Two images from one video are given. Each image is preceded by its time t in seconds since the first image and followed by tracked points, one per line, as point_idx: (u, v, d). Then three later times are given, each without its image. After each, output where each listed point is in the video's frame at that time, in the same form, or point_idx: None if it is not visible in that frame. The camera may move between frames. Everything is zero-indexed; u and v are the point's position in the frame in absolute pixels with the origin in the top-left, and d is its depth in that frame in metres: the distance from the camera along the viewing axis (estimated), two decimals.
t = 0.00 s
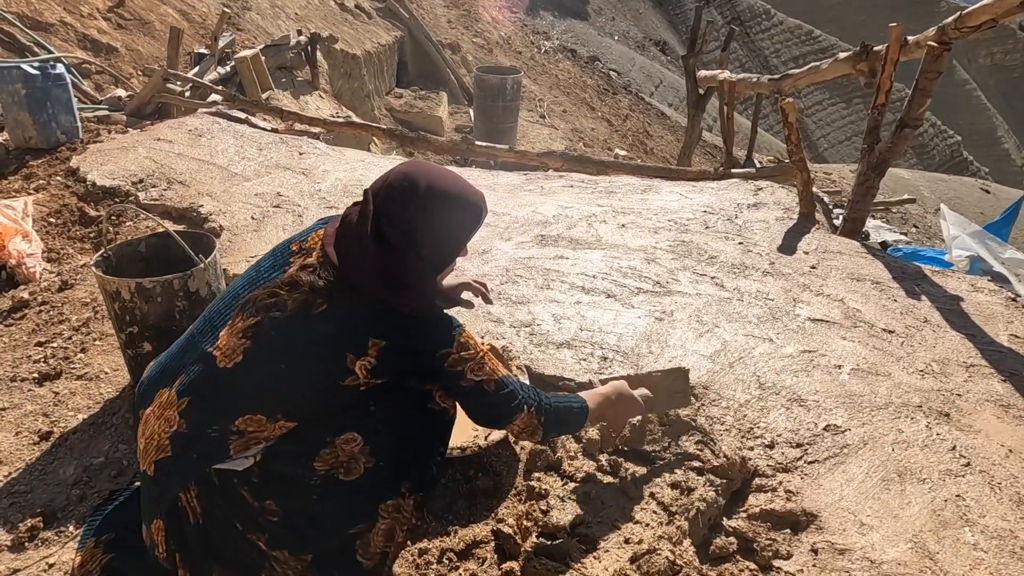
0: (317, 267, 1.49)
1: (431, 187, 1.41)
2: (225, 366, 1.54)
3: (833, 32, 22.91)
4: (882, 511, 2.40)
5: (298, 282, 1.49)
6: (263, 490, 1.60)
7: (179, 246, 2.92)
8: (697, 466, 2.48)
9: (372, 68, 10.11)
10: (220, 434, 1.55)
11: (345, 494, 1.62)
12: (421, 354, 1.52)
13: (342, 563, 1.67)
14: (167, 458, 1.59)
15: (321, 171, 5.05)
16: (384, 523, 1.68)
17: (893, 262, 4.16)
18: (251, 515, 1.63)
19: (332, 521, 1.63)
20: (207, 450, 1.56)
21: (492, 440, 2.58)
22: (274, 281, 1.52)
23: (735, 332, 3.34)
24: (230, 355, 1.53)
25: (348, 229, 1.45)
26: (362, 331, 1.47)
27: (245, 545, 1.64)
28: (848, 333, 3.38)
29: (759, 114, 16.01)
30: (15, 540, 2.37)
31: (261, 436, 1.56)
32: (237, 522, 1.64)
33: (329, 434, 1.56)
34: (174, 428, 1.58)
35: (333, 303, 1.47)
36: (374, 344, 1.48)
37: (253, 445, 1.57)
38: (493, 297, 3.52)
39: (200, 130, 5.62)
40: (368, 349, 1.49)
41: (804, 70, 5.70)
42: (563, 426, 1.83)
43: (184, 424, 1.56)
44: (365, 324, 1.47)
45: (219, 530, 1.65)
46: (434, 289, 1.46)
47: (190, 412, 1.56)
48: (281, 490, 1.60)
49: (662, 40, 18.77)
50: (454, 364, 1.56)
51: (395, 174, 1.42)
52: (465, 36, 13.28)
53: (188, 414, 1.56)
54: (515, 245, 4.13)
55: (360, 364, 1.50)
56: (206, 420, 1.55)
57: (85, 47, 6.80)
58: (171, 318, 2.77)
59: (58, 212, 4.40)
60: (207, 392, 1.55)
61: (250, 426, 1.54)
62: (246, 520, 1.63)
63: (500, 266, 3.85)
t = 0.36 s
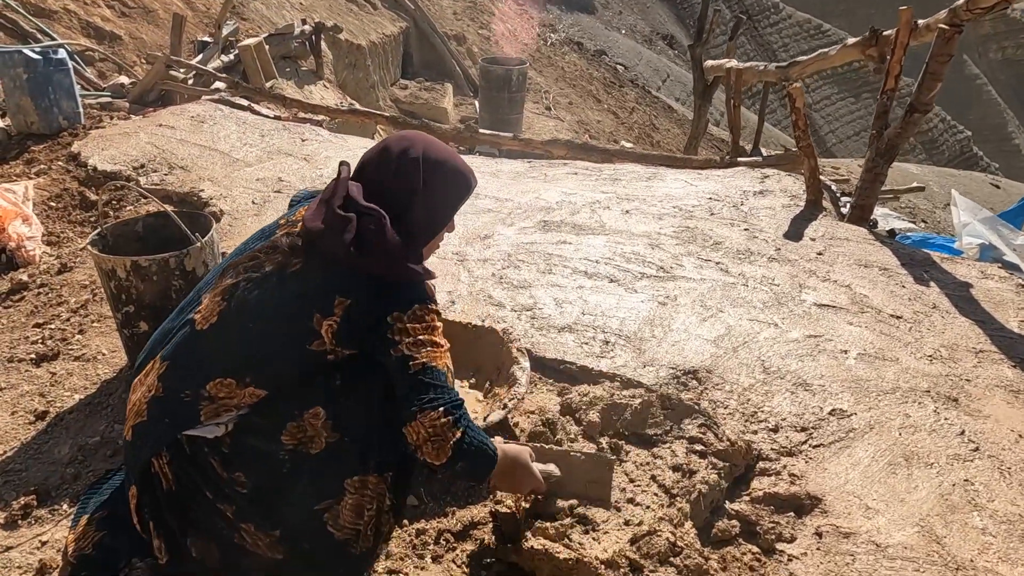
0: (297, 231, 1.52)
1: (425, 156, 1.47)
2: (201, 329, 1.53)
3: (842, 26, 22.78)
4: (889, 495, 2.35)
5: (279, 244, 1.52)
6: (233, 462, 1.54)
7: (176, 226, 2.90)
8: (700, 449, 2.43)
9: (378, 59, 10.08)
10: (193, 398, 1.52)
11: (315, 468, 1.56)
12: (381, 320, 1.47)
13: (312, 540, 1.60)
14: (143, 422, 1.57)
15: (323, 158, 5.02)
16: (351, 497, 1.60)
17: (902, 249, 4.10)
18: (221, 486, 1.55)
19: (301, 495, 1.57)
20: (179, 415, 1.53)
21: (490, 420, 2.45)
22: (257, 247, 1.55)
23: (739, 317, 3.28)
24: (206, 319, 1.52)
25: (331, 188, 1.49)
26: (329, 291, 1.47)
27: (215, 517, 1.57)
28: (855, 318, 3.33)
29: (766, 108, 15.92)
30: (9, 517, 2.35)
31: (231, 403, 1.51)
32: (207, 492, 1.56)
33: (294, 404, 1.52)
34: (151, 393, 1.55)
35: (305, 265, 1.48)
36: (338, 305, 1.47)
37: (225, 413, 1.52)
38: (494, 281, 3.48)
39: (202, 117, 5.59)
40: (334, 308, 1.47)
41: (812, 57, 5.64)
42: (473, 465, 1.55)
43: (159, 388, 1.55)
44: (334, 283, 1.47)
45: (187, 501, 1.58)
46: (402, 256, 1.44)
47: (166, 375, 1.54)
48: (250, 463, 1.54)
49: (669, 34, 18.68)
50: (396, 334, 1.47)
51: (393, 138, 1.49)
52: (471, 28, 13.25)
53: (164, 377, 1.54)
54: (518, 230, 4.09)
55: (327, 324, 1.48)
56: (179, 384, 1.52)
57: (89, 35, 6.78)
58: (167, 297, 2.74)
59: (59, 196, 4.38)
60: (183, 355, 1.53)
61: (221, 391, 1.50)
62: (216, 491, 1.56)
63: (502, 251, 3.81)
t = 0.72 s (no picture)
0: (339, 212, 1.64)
1: (461, 152, 1.65)
2: (241, 291, 1.63)
3: (845, 20, 22.66)
4: (890, 487, 2.35)
5: (323, 221, 1.64)
6: (258, 420, 1.62)
7: (177, 217, 2.89)
8: (701, 441, 2.43)
9: (379, 52, 10.04)
10: (227, 354, 1.61)
11: (336, 434, 1.67)
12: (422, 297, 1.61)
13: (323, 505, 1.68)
14: (170, 373, 1.63)
15: (325, 151, 5.01)
16: (368, 465, 1.71)
17: (905, 242, 4.08)
18: (243, 441, 1.62)
19: (319, 459, 1.67)
20: (209, 369, 1.60)
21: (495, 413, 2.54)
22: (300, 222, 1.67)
23: (742, 309, 3.27)
24: (247, 281, 1.63)
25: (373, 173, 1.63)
26: (371, 266, 1.58)
27: (232, 471, 1.63)
28: (858, 311, 3.31)
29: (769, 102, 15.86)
30: (11, 507, 2.35)
31: (264, 363, 1.61)
32: (227, 445, 1.63)
33: (327, 371, 1.65)
34: (183, 347, 1.64)
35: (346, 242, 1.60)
36: (379, 277, 1.59)
37: (257, 372, 1.61)
38: (495, 274, 3.47)
39: (203, 109, 5.57)
40: (376, 282, 1.59)
41: (815, 49, 5.61)
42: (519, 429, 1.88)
43: (193, 343, 1.63)
44: (376, 258, 1.59)
45: (205, 452, 1.64)
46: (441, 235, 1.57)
47: (202, 331, 1.62)
48: (275, 424, 1.63)
49: (672, 27, 18.60)
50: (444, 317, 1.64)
51: (432, 134, 1.66)
52: (473, 21, 13.20)
53: (199, 333, 1.63)
54: (520, 223, 4.08)
55: (367, 296, 1.59)
56: (213, 340, 1.61)
57: (90, 27, 6.77)
58: (168, 288, 2.74)
59: (60, 187, 4.37)
60: (220, 313, 1.62)
61: (255, 350, 1.60)
62: (235, 445, 1.62)
63: (504, 243, 3.80)
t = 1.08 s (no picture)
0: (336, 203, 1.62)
1: (457, 141, 1.64)
2: (237, 285, 1.59)
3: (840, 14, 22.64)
4: (887, 481, 2.33)
5: (320, 215, 1.61)
6: (248, 416, 1.63)
7: (167, 211, 2.87)
8: (697, 436, 2.41)
9: (373, 45, 9.99)
10: (220, 350, 1.58)
11: (327, 433, 1.66)
12: (433, 292, 1.60)
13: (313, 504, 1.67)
14: (164, 366, 1.60)
15: (317, 144, 4.97)
16: (358, 464, 1.68)
17: (901, 235, 4.07)
18: (232, 439, 1.63)
19: (310, 457, 1.65)
20: (204, 363, 1.58)
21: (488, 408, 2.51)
22: (296, 214, 1.64)
23: (737, 303, 3.26)
24: (245, 274, 1.59)
25: (373, 164, 1.62)
26: (376, 261, 1.56)
27: (222, 468, 1.64)
28: (854, 304, 3.30)
29: (764, 96, 15.84)
30: None
31: (260, 358, 1.60)
32: (217, 443, 1.64)
33: (321, 369, 1.64)
34: (174, 341, 1.60)
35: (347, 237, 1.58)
36: (385, 275, 1.57)
37: (252, 367, 1.60)
38: (489, 268, 3.45)
39: (195, 103, 5.53)
40: (381, 278, 1.57)
41: (811, 42, 5.58)
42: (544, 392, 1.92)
43: (186, 338, 1.60)
44: (381, 255, 1.56)
45: (196, 450, 1.66)
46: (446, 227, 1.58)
47: (195, 326, 1.59)
48: (266, 420, 1.63)
49: (667, 21, 18.56)
50: (460, 308, 1.63)
51: (426, 122, 1.66)
52: (467, 15, 13.14)
53: (192, 328, 1.60)
54: (514, 216, 4.05)
55: (372, 292, 1.58)
56: (207, 335, 1.58)
57: (80, 20, 6.70)
58: (157, 283, 2.70)
59: (49, 181, 4.33)
60: (215, 307, 1.59)
61: (253, 345, 1.58)
62: (225, 442, 1.64)
63: (498, 237, 3.78)
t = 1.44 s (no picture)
0: (275, 209, 1.53)
1: (392, 115, 1.46)
2: (192, 323, 1.54)
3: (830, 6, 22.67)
4: (891, 479, 2.32)
5: (259, 228, 1.53)
6: (226, 455, 1.59)
7: (158, 209, 2.81)
8: (700, 435, 2.39)
9: (363, 39, 9.90)
10: (187, 394, 1.55)
11: (309, 461, 1.62)
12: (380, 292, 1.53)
13: (312, 524, 1.66)
14: (134, 417, 1.60)
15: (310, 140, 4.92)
16: (353, 479, 1.66)
17: (897, 229, 4.06)
18: (213, 481, 1.60)
19: (294, 488, 1.62)
20: (171, 409, 1.56)
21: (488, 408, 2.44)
22: (238, 230, 1.56)
23: (737, 299, 3.23)
24: (196, 310, 1.55)
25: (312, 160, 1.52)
26: (321, 272, 1.49)
27: (209, 511, 1.62)
28: (853, 299, 3.29)
29: (755, 89, 15.84)
30: None
31: (229, 394, 1.56)
32: (199, 487, 1.61)
33: (293, 396, 1.57)
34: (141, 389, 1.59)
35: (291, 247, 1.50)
36: (332, 284, 1.49)
37: (221, 404, 1.57)
38: (486, 265, 3.41)
39: (184, 98, 5.45)
40: (330, 290, 1.50)
41: (806, 35, 5.56)
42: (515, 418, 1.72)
43: (150, 384, 1.57)
44: (324, 263, 1.48)
45: (180, 495, 1.63)
46: (388, 218, 1.48)
47: (155, 371, 1.57)
48: (244, 456, 1.59)
49: (658, 14, 18.53)
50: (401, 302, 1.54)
51: (365, 102, 1.51)
52: (457, 8, 13.06)
53: (155, 373, 1.57)
54: (510, 212, 4.02)
55: (325, 307, 1.51)
56: (169, 378, 1.55)
57: (65, 14, 6.60)
58: (150, 283, 2.66)
59: (36, 179, 4.26)
60: (172, 349, 1.55)
61: (217, 383, 1.54)
62: (208, 485, 1.61)
63: (494, 233, 3.74)
